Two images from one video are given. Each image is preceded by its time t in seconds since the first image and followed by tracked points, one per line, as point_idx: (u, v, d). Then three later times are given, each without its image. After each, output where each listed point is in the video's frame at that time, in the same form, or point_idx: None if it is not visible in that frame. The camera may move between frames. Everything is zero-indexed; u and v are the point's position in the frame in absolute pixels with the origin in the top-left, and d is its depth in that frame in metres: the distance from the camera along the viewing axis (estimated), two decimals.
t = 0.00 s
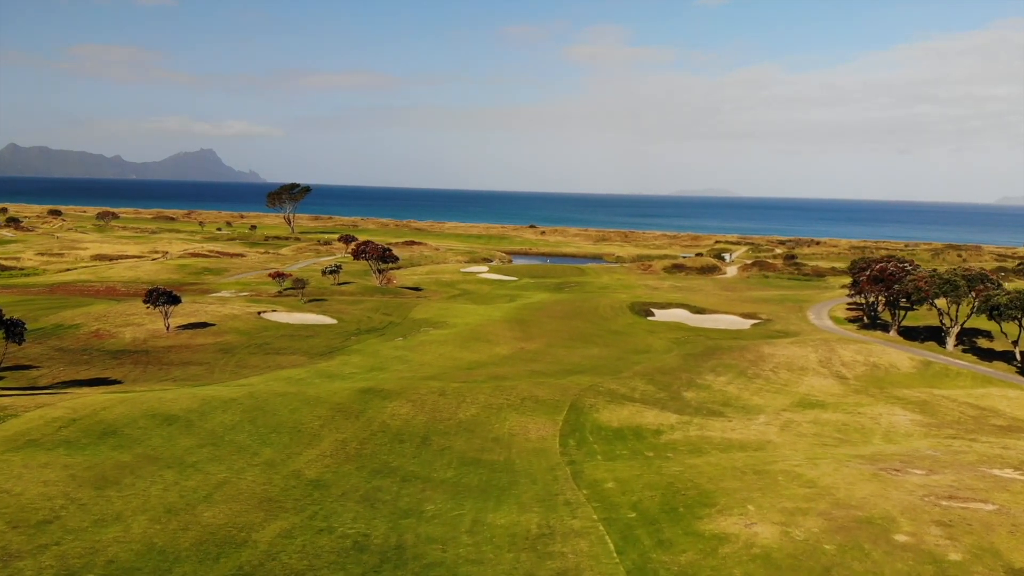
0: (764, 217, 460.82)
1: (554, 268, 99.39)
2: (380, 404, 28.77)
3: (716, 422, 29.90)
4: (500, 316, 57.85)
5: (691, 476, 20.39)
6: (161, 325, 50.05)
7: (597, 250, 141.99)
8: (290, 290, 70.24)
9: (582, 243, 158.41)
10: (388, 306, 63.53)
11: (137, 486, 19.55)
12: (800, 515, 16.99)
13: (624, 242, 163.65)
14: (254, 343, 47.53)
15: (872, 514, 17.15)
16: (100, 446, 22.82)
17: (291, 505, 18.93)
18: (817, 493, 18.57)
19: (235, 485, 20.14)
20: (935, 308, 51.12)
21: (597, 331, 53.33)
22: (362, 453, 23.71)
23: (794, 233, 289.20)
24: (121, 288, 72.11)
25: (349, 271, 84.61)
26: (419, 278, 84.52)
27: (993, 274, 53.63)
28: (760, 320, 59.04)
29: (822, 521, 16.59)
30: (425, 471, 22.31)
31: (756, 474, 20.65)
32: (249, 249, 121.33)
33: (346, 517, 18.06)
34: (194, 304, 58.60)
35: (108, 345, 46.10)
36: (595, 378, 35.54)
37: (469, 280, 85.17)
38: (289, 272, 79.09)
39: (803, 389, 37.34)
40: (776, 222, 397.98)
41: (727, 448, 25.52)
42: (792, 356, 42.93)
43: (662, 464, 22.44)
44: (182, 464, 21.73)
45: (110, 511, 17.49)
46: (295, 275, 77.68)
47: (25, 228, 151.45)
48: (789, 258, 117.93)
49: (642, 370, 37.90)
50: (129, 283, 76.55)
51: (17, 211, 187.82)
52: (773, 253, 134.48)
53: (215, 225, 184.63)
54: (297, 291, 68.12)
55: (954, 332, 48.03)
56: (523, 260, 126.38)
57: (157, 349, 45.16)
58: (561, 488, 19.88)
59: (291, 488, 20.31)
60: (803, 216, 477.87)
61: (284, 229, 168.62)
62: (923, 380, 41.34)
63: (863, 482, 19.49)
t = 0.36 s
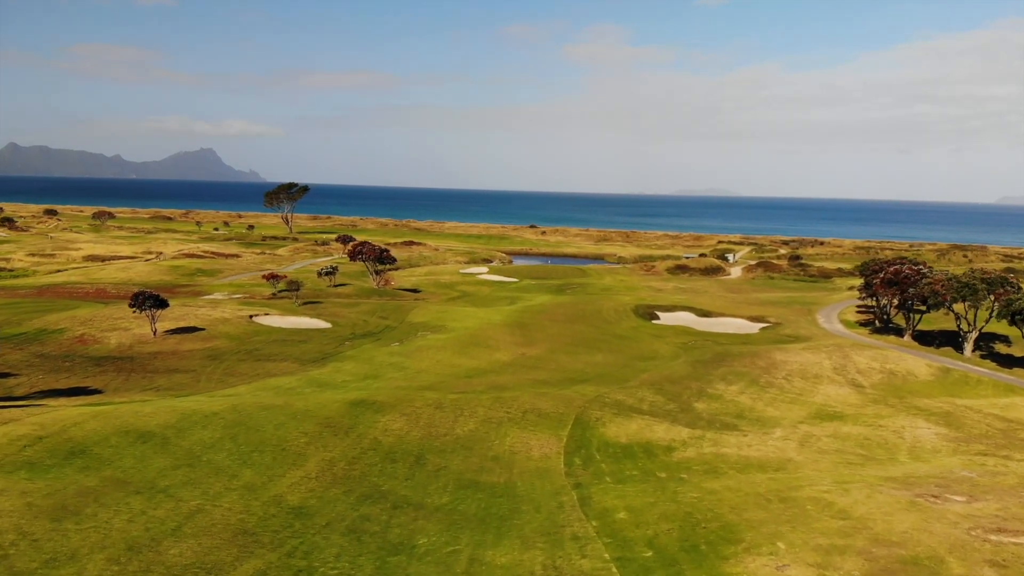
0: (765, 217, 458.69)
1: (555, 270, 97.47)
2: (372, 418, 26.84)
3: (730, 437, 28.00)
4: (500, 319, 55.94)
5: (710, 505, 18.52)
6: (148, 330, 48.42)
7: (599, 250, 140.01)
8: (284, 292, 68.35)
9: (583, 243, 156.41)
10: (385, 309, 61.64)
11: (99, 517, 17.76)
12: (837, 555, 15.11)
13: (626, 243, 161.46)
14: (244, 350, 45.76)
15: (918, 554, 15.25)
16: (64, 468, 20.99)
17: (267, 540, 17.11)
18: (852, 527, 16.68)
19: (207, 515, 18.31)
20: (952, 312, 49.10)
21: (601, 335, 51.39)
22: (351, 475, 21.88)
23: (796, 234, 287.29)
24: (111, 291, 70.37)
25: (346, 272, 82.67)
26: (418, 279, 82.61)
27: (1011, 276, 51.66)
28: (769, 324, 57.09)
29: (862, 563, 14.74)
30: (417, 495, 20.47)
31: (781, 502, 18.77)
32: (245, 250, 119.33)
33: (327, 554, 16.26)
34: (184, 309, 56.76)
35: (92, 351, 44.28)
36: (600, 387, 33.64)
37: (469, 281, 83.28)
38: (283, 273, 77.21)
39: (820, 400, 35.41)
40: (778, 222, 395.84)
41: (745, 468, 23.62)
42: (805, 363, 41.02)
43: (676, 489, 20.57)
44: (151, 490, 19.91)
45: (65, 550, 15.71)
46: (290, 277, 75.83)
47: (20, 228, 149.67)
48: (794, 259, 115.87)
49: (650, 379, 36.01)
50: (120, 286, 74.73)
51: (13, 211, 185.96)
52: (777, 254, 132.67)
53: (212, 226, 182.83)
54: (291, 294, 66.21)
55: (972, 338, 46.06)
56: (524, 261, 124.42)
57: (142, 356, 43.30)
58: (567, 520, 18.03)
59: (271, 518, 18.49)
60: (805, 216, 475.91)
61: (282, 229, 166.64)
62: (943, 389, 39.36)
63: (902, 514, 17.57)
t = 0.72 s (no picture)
0: (766, 217, 456.70)
1: (557, 271, 95.60)
2: (362, 434, 25.02)
3: (746, 453, 26.13)
4: (500, 323, 54.03)
5: (734, 539, 16.67)
6: (133, 335, 46.81)
7: (600, 251, 138.12)
8: (279, 294, 66.54)
9: (584, 243, 154.49)
10: (382, 311, 59.82)
11: (53, 553, 15.93)
12: None
13: (628, 243, 159.54)
14: (234, 358, 43.93)
15: None
16: (23, 493, 19.16)
17: None
18: (896, 567, 14.85)
19: (175, 550, 16.49)
20: (970, 316, 47.15)
21: (605, 340, 49.59)
22: (337, 500, 20.05)
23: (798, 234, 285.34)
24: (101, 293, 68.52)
25: (343, 273, 80.79)
26: (416, 281, 80.77)
27: None
28: (778, 328, 55.28)
29: None
30: (409, 524, 18.63)
31: (812, 535, 16.91)
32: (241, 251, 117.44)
33: None
34: (173, 313, 54.94)
35: (74, 357, 42.46)
36: (606, 397, 31.77)
37: (469, 283, 81.45)
38: (278, 275, 75.37)
39: (837, 410, 33.52)
40: (780, 222, 393.59)
41: (766, 491, 21.76)
42: (820, 370, 39.13)
43: (694, 518, 18.75)
44: (116, 519, 18.08)
45: None
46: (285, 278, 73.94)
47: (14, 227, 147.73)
48: (800, 261, 113.83)
49: (658, 388, 34.13)
50: (110, 287, 72.85)
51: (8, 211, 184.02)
52: (782, 254, 130.83)
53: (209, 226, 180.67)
54: (286, 296, 64.40)
55: (992, 343, 44.16)
56: (524, 262, 122.44)
57: (127, 363, 41.48)
58: (575, 557, 16.21)
59: (245, 554, 16.63)
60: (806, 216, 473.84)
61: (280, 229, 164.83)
62: (965, 398, 37.49)
63: (948, 549, 15.78)
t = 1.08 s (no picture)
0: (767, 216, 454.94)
1: (558, 271, 93.77)
2: (350, 453, 23.22)
3: (764, 472, 24.32)
4: (500, 326, 52.16)
5: None
6: (118, 339, 45.26)
7: (602, 251, 136.29)
8: (272, 297, 64.70)
9: (585, 244, 152.20)
10: (378, 314, 57.96)
11: None
12: None
13: (629, 244, 157.60)
14: (221, 366, 42.08)
15: None
16: None
17: None
18: None
19: None
20: (989, 320, 45.11)
21: (609, 345, 47.74)
22: (320, 529, 18.24)
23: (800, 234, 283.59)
24: (90, 296, 66.74)
25: (339, 275, 78.96)
26: (414, 282, 78.97)
27: None
28: (788, 332, 53.40)
29: None
30: (398, 558, 16.79)
31: (850, 575, 15.09)
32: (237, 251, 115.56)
33: None
34: (162, 317, 53.08)
35: (55, 363, 40.63)
36: (613, 409, 29.92)
37: (468, 284, 79.61)
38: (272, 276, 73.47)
39: (857, 421, 31.71)
40: (781, 222, 391.98)
41: (790, 518, 19.94)
42: (836, 378, 37.27)
43: (716, 553, 16.93)
44: (71, 555, 16.24)
45: None
46: (280, 280, 72.12)
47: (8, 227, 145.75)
48: (805, 261, 111.75)
49: (667, 398, 32.32)
50: (100, 289, 70.94)
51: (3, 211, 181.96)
52: (786, 254, 129.13)
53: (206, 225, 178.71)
54: (279, 299, 62.55)
55: (1014, 349, 42.20)
56: (525, 262, 120.52)
57: (109, 371, 39.68)
58: None
59: None
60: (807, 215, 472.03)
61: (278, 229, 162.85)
62: (989, 408, 35.56)
63: None
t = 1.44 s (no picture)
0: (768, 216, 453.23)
1: (559, 272, 91.94)
2: (336, 476, 21.49)
3: (787, 494, 22.43)
4: (500, 330, 50.25)
5: None
6: (100, 346, 43.59)
7: (603, 251, 134.46)
8: (265, 299, 62.84)
9: (586, 244, 150.33)
10: (373, 317, 56.05)
11: None
12: None
13: (631, 244, 155.57)
14: (208, 374, 40.25)
15: None
16: None
17: None
18: None
19: None
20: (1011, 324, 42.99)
21: (613, 351, 45.87)
22: (299, 566, 16.29)
23: (802, 234, 281.85)
24: (78, 298, 64.92)
25: (335, 276, 77.06)
26: (412, 283, 77.14)
27: None
28: (798, 337, 51.54)
29: None
30: None
31: None
32: (232, 252, 113.64)
33: None
34: (149, 321, 51.20)
35: (33, 371, 38.78)
36: (621, 422, 28.03)
37: (467, 285, 77.74)
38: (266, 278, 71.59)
39: (881, 434, 29.81)
40: (782, 222, 390.24)
41: (821, 550, 18.08)
42: (854, 387, 35.32)
43: None
44: None
45: None
46: (274, 281, 70.25)
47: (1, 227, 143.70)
48: (810, 262, 109.65)
49: (677, 410, 30.42)
50: (89, 292, 69.03)
51: None
52: (790, 255, 127.46)
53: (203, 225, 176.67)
54: (272, 302, 60.67)
55: None
56: (525, 263, 118.54)
57: (90, 381, 37.86)
58: None
59: None
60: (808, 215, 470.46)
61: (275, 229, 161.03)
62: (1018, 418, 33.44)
63: None
